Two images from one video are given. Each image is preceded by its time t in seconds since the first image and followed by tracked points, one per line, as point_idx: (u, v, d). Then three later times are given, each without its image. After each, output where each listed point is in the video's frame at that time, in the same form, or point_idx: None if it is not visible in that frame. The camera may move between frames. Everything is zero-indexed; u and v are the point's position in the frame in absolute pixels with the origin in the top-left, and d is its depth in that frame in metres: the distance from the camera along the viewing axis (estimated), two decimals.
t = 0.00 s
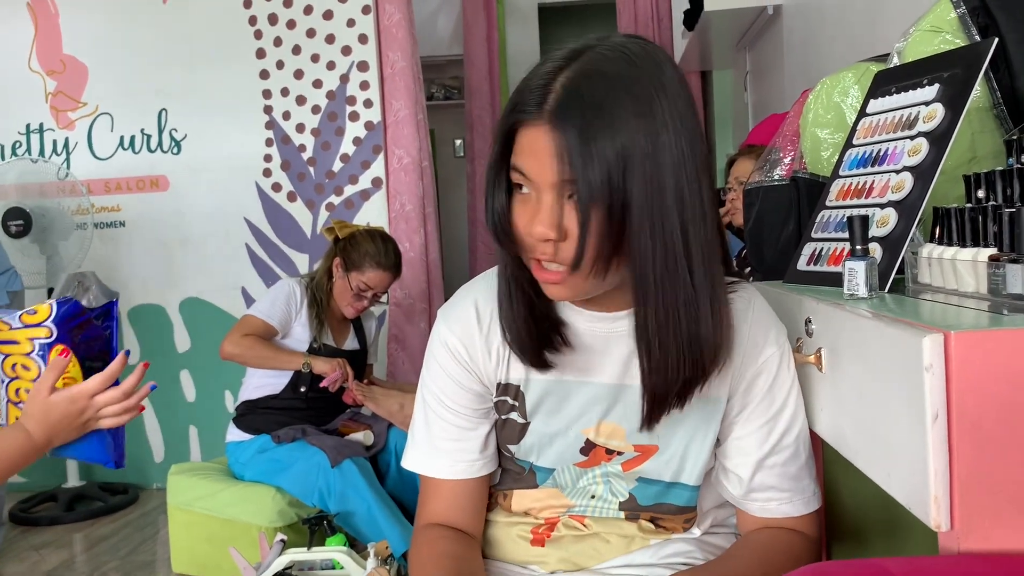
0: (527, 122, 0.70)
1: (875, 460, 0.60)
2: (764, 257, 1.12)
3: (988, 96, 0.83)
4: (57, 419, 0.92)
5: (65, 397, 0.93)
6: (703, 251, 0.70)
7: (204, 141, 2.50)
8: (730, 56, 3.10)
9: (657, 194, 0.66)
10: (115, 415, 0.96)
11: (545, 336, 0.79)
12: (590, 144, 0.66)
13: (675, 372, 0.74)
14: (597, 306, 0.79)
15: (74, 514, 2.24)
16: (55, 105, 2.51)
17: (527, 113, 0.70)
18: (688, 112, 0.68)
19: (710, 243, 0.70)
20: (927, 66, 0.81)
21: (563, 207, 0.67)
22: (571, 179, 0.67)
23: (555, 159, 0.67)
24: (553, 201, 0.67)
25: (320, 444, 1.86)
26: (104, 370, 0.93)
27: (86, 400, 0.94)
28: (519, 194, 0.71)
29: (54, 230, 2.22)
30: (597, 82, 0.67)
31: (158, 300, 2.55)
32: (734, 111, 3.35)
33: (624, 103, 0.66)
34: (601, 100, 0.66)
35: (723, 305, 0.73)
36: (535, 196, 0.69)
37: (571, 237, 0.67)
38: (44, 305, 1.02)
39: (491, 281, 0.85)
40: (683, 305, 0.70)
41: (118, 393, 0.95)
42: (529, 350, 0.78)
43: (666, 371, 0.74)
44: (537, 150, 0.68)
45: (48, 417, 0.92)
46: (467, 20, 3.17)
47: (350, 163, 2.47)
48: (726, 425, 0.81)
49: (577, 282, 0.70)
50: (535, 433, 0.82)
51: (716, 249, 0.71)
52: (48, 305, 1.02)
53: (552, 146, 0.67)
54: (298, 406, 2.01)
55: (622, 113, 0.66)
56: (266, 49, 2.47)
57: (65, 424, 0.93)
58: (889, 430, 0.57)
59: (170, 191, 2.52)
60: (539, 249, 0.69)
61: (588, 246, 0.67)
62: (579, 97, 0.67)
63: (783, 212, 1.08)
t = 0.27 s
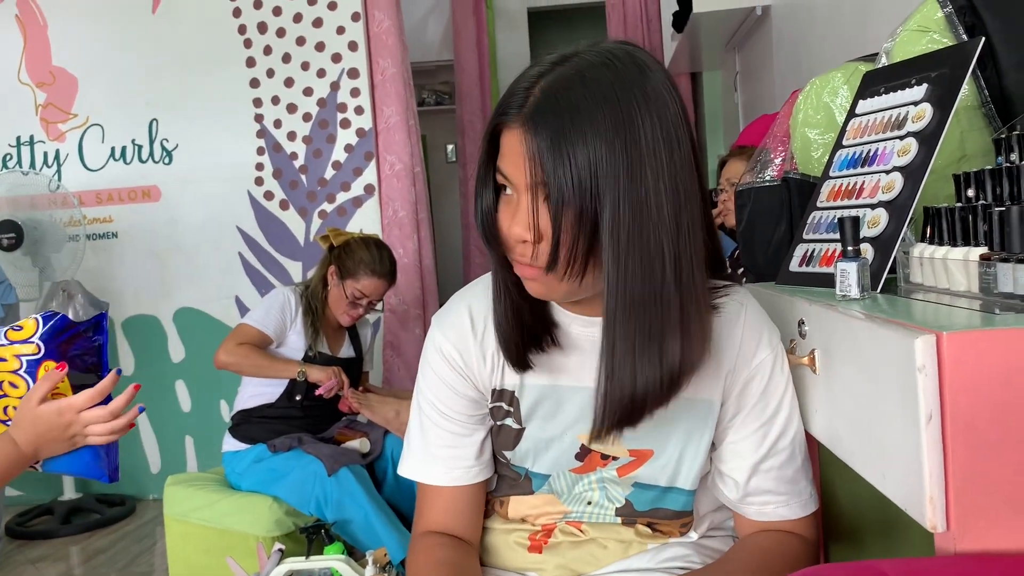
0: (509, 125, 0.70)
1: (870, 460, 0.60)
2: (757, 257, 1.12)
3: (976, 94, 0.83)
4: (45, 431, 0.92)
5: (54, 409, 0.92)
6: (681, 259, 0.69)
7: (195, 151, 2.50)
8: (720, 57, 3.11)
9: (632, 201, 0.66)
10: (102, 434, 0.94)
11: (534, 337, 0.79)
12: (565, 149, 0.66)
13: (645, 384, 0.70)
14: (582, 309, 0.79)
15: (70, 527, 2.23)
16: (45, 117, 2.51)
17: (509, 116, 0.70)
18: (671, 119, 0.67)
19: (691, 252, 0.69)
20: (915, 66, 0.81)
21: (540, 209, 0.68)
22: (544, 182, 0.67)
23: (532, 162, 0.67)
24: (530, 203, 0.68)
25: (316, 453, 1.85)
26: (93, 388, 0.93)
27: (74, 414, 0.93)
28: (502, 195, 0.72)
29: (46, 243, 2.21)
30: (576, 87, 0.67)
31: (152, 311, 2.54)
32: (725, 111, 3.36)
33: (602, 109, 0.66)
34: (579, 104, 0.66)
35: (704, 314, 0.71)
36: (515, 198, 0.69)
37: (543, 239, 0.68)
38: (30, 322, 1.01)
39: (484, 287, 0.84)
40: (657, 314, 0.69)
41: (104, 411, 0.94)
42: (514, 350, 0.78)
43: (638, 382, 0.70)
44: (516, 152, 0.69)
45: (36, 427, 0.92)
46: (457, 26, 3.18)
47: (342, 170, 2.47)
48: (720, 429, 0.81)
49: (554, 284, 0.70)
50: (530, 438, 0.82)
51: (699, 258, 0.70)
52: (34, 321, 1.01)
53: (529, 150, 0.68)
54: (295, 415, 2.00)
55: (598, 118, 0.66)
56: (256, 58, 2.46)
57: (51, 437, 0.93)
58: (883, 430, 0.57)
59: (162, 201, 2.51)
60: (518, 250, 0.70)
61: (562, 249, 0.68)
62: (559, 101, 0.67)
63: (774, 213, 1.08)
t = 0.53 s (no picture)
0: (513, 140, 0.69)
1: (864, 463, 0.60)
2: (749, 258, 1.13)
3: (966, 95, 0.84)
4: (27, 447, 0.94)
5: (36, 425, 0.94)
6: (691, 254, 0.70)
7: (187, 158, 2.49)
8: (710, 58, 3.12)
9: (649, 203, 0.66)
10: (85, 449, 0.96)
11: (541, 351, 0.78)
12: (580, 157, 0.65)
13: (655, 372, 0.72)
14: (580, 316, 0.79)
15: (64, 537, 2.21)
16: (35, 125, 2.49)
17: (512, 130, 0.69)
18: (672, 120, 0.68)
19: (698, 248, 0.70)
20: (904, 68, 0.81)
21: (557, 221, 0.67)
22: (561, 194, 0.66)
23: (546, 175, 0.66)
24: (546, 216, 0.67)
25: (311, 460, 1.85)
26: (76, 403, 0.95)
27: (57, 430, 0.95)
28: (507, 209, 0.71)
29: (38, 251, 2.20)
30: (580, 96, 0.67)
31: (145, 319, 2.53)
32: (716, 113, 3.37)
33: (610, 115, 0.65)
34: (586, 113, 0.66)
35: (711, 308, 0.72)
36: (528, 213, 0.68)
37: (565, 250, 0.67)
38: (12, 336, 1.04)
39: (479, 294, 0.84)
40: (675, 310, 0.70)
41: (87, 427, 0.95)
42: (524, 361, 0.77)
43: (655, 374, 0.72)
44: (526, 167, 0.67)
45: (18, 444, 0.94)
46: (448, 30, 3.18)
47: (334, 175, 2.47)
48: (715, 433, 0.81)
49: (572, 293, 0.70)
50: (524, 445, 0.82)
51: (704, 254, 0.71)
52: (16, 336, 1.04)
53: (542, 162, 0.66)
54: (290, 421, 2.00)
55: (609, 125, 0.65)
56: (247, 64, 2.46)
57: (34, 454, 0.94)
58: (876, 433, 0.57)
59: (154, 209, 2.50)
60: (535, 264, 0.68)
61: (583, 258, 0.67)
62: (564, 112, 0.67)
63: (766, 214, 1.08)
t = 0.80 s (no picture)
0: (525, 149, 0.67)
1: (859, 462, 0.61)
2: (745, 258, 1.13)
3: (961, 96, 0.84)
4: (26, 450, 0.93)
5: (34, 429, 0.94)
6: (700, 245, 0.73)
7: (183, 158, 2.48)
8: (707, 59, 3.12)
9: (668, 197, 0.68)
10: (84, 453, 0.94)
11: (549, 351, 0.78)
12: (602, 164, 0.65)
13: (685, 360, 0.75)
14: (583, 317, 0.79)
15: (59, 538, 2.21)
16: (30, 125, 2.49)
17: (523, 140, 0.68)
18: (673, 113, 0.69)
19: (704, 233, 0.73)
20: (899, 68, 0.81)
21: (582, 228, 0.67)
22: (585, 201, 0.66)
23: (568, 183, 0.66)
24: (572, 224, 0.67)
25: (307, 460, 1.84)
26: (73, 407, 0.93)
27: (56, 434, 0.94)
28: (521, 218, 0.70)
29: (33, 251, 2.19)
30: (589, 99, 0.66)
31: (140, 319, 2.52)
32: (712, 114, 3.37)
33: (625, 119, 0.66)
34: (599, 117, 0.66)
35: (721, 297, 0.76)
36: (551, 223, 0.67)
37: (592, 254, 0.68)
38: (13, 341, 1.12)
39: (475, 295, 0.83)
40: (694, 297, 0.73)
41: (86, 431, 0.94)
42: (537, 369, 0.77)
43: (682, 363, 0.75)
44: (544, 176, 0.66)
45: (18, 447, 0.93)
46: (445, 30, 3.18)
47: (330, 175, 2.46)
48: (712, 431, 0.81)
49: (594, 294, 0.71)
50: (521, 445, 0.82)
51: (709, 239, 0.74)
52: (17, 341, 1.12)
53: (562, 170, 0.66)
54: (286, 421, 1.99)
55: (623, 127, 0.66)
56: (243, 64, 2.45)
57: (33, 457, 0.94)
58: (872, 433, 0.57)
59: (150, 209, 2.49)
60: (562, 271, 0.69)
61: (609, 261, 0.68)
62: (576, 118, 0.66)
63: (763, 214, 1.08)
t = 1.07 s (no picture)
0: (532, 142, 0.67)
1: (857, 461, 0.61)
2: (744, 258, 1.13)
3: (961, 97, 0.84)
4: (42, 441, 0.94)
5: (51, 420, 0.94)
6: (702, 245, 0.73)
7: (181, 153, 2.48)
8: (707, 59, 3.12)
9: (673, 195, 0.68)
10: (100, 442, 0.96)
11: (546, 344, 0.78)
12: (608, 159, 0.65)
13: (689, 363, 0.75)
14: (584, 314, 0.79)
15: (55, 532, 2.20)
16: (29, 118, 2.48)
17: (530, 132, 0.68)
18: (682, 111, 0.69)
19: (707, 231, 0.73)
20: (900, 68, 0.81)
21: (585, 223, 0.67)
22: (590, 196, 0.66)
23: (574, 178, 0.66)
24: (578, 219, 0.67)
25: (304, 456, 1.84)
26: (91, 400, 0.94)
27: (72, 424, 0.95)
28: (526, 211, 0.70)
29: (31, 245, 2.19)
30: (597, 94, 0.66)
31: (138, 314, 2.52)
32: (712, 114, 3.37)
33: (633, 115, 0.66)
34: (607, 112, 0.66)
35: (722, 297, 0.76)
36: (556, 218, 0.67)
37: (595, 250, 0.68)
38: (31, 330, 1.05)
39: (475, 291, 0.83)
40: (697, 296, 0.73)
41: (103, 422, 0.96)
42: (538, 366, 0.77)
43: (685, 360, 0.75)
44: (551, 170, 0.66)
45: (34, 437, 0.94)
46: (445, 27, 3.17)
47: (329, 171, 2.46)
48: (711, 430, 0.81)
49: (596, 291, 0.71)
50: (520, 441, 0.82)
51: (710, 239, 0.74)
52: (30, 332, 1.03)
53: (569, 165, 0.66)
54: (282, 416, 1.99)
55: (631, 124, 0.66)
56: (242, 59, 2.45)
57: (49, 447, 0.94)
58: (870, 432, 0.57)
59: (148, 203, 2.48)
60: (564, 267, 0.69)
61: (611, 258, 0.68)
62: (584, 112, 0.66)
63: (762, 213, 1.08)
